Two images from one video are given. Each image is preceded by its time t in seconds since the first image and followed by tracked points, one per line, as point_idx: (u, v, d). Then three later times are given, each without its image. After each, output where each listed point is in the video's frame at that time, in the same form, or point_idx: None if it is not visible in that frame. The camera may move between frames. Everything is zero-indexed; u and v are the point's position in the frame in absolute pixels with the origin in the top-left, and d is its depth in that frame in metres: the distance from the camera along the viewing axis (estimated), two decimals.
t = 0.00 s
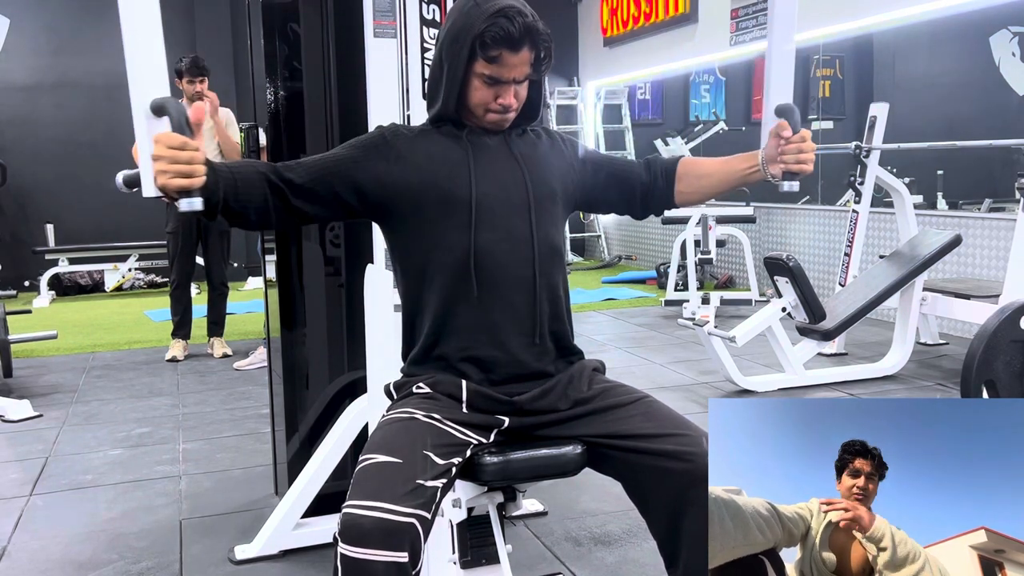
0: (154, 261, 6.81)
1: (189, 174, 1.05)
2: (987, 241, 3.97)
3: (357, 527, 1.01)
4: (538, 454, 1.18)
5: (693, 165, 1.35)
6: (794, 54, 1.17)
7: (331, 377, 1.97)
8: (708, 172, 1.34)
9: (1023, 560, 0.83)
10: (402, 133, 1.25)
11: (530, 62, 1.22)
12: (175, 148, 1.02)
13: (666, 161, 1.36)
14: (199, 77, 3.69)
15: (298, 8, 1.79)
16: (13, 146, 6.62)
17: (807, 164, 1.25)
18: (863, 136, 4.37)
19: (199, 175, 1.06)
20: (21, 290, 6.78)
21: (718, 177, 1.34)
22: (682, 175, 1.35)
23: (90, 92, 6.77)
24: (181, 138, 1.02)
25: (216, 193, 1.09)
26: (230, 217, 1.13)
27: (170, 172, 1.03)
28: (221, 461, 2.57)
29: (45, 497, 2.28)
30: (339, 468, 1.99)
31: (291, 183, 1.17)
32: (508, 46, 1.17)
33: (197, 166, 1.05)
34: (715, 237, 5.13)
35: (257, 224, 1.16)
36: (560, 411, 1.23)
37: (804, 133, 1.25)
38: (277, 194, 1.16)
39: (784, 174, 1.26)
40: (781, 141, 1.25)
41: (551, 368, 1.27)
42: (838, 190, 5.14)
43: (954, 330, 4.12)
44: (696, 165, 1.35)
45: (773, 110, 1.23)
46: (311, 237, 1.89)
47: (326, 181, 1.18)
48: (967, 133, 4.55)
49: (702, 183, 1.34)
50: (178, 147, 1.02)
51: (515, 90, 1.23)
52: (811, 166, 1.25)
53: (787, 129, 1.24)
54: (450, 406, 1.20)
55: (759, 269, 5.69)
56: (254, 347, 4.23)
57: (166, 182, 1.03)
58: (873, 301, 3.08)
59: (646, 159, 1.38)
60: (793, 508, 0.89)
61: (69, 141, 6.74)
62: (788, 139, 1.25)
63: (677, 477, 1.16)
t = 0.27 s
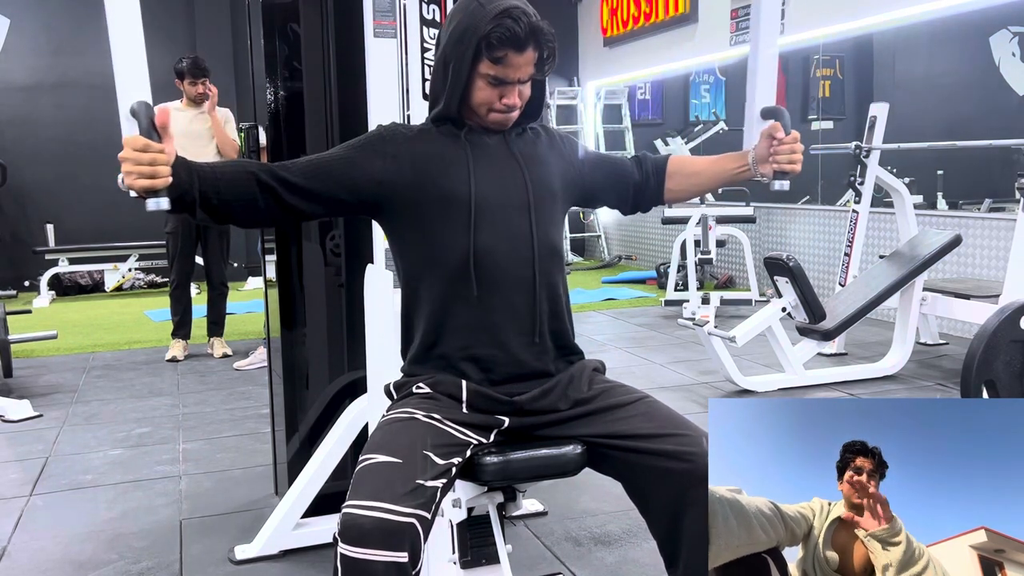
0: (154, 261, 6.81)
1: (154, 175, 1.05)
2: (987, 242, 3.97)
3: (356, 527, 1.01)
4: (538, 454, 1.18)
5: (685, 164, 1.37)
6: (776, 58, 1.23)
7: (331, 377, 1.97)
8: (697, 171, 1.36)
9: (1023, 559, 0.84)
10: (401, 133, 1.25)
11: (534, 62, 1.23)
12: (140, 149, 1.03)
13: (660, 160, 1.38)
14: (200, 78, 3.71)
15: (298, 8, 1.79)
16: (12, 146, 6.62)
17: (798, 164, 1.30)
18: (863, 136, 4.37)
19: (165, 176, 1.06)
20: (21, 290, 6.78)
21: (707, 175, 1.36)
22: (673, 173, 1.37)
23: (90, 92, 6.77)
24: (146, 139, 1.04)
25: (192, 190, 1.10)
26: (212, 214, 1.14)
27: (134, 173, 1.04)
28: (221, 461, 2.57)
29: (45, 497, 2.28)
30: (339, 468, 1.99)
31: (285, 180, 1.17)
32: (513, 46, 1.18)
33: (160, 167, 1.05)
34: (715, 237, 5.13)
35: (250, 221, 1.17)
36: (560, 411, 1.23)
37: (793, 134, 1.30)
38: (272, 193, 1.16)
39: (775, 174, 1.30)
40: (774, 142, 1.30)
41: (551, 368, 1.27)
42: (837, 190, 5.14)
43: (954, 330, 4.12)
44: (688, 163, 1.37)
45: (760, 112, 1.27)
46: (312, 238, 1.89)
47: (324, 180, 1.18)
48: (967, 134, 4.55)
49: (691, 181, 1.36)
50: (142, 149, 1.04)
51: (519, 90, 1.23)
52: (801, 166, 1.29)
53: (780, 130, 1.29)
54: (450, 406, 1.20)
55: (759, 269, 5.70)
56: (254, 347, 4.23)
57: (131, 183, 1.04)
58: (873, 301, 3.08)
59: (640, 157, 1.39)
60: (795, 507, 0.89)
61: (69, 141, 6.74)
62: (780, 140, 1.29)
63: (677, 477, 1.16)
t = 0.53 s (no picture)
0: (154, 261, 6.80)
1: (135, 175, 1.07)
2: (986, 242, 3.97)
3: (356, 527, 1.01)
4: (538, 454, 1.18)
5: (671, 160, 1.39)
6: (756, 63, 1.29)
7: (331, 377, 1.97)
8: (684, 167, 1.38)
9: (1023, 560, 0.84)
10: (402, 130, 1.25)
11: (536, 62, 1.23)
12: (122, 150, 1.06)
13: (651, 157, 1.39)
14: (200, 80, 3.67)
15: (298, 8, 1.79)
16: (13, 146, 6.62)
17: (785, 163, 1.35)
18: (863, 136, 4.37)
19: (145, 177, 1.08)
20: (21, 290, 6.78)
21: (695, 171, 1.38)
22: (660, 169, 1.39)
23: (91, 92, 6.77)
24: (129, 142, 1.07)
25: (180, 190, 1.12)
26: (207, 209, 1.15)
27: (117, 174, 1.07)
28: (221, 461, 2.57)
29: (45, 497, 2.28)
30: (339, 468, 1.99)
31: (285, 177, 1.17)
32: (516, 47, 1.18)
33: (142, 167, 1.07)
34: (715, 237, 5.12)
35: (249, 217, 1.17)
36: (560, 411, 1.23)
37: (781, 135, 1.35)
38: (272, 189, 1.17)
39: (762, 173, 1.35)
40: (763, 142, 1.34)
41: (551, 368, 1.27)
42: (838, 190, 5.13)
43: (954, 330, 4.12)
44: (673, 160, 1.39)
45: (743, 115, 1.33)
46: (312, 238, 1.89)
47: (323, 177, 1.19)
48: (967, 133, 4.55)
49: (681, 176, 1.38)
50: (124, 150, 1.06)
51: (521, 89, 1.23)
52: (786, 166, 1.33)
53: (768, 131, 1.33)
54: (450, 406, 1.20)
55: (759, 269, 5.70)
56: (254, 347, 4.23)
57: (115, 183, 1.07)
58: (873, 301, 3.08)
59: (638, 156, 1.40)
60: (793, 506, 0.89)
61: (70, 141, 6.74)
62: (768, 141, 1.34)
63: (678, 476, 1.16)
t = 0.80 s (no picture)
0: (154, 261, 6.80)
1: (127, 175, 1.06)
2: (986, 242, 3.97)
3: (356, 527, 1.01)
4: (538, 454, 1.18)
5: (662, 159, 1.40)
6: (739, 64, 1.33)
7: (331, 377, 1.97)
8: (676, 166, 1.40)
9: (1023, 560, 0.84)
10: (403, 129, 1.25)
11: (538, 62, 1.23)
12: (114, 150, 1.06)
13: (646, 156, 1.40)
14: (202, 80, 3.73)
15: (299, 8, 1.79)
16: (13, 146, 6.62)
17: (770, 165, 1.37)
18: (863, 136, 4.37)
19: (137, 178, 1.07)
20: (21, 290, 6.78)
21: (685, 170, 1.39)
22: (651, 168, 1.40)
23: (92, 92, 6.77)
24: (121, 142, 1.07)
25: (176, 188, 1.11)
26: (205, 206, 1.14)
27: (110, 174, 1.06)
28: (221, 461, 2.57)
29: (45, 497, 2.28)
30: (339, 468, 1.99)
31: (285, 174, 1.17)
32: (518, 47, 1.18)
33: (133, 168, 1.07)
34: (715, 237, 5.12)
35: (249, 213, 1.17)
36: (561, 412, 1.23)
37: (768, 136, 1.37)
38: (273, 187, 1.17)
39: (750, 173, 1.37)
40: (751, 143, 1.37)
41: (552, 368, 1.27)
42: (838, 190, 5.13)
43: (954, 330, 4.12)
44: (665, 159, 1.40)
45: (728, 116, 1.38)
46: (312, 238, 1.89)
47: (324, 175, 1.19)
48: (967, 133, 4.55)
49: (670, 174, 1.40)
50: (116, 150, 1.06)
51: (523, 89, 1.23)
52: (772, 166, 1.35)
53: (756, 132, 1.36)
54: (451, 406, 1.20)
55: (759, 269, 5.70)
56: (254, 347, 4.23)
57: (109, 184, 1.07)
58: (873, 301, 3.08)
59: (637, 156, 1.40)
60: (793, 508, 0.89)
61: (70, 141, 6.74)
62: (757, 142, 1.36)
63: (678, 477, 1.16)
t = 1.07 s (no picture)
0: (154, 261, 6.80)
1: (125, 175, 1.06)
2: (987, 242, 3.97)
3: (356, 527, 1.01)
4: (538, 454, 1.17)
5: (659, 158, 1.39)
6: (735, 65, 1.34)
7: (331, 377, 1.97)
8: (674, 164, 1.39)
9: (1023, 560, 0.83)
10: (402, 130, 1.25)
11: (535, 60, 1.23)
12: (112, 151, 1.05)
13: (645, 155, 1.40)
14: (201, 79, 3.72)
15: (299, 8, 1.79)
16: (13, 146, 6.62)
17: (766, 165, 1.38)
18: (863, 136, 4.37)
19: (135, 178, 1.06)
20: (21, 290, 6.78)
21: (682, 169, 1.39)
22: (650, 167, 1.40)
23: (92, 92, 6.77)
24: (120, 142, 1.06)
25: (175, 188, 1.11)
26: (204, 206, 1.14)
27: (109, 174, 1.06)
28: (221, 461, 2.56)
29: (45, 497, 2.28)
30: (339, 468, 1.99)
31: (285, 174, 1.17)
32: (515, 46, 1.18)
33: (131, 168, 1.06)
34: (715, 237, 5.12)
35: (248, 213, 1.17)
36: (561, 412, 1.24)
37: (765, 137, 1.38)
38: (273, 188, 1.17)
39: (745, 173, 1.37)
40: (748, 143, 1.37)
41: (552, 368, 1.27)
42: (838, 190, 5.13)
43: (954, 330, 4.12)
44: (661, 157, 1.40)
45: (724, 117, 1.38)
46: (312, 238, 1.89)
47: (324, 175, 1.19)
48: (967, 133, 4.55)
49: (666, 173, 1.39)
50: (115, 150, 1.06)
51: (521, 88, 1.23)
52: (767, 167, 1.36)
53: (753, 132, 1.37)
54: (450, 406, 1.20)
55: (759, 269, 5.70)
56: (254, 347, 4.23)
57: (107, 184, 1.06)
58: (873, 300, 3.08)
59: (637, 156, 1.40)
60: (794, 509, 0.89)
61: (70, 141, 6.74)
62: (753, 143, 1.37)
63: (678, 476, 1.16)
